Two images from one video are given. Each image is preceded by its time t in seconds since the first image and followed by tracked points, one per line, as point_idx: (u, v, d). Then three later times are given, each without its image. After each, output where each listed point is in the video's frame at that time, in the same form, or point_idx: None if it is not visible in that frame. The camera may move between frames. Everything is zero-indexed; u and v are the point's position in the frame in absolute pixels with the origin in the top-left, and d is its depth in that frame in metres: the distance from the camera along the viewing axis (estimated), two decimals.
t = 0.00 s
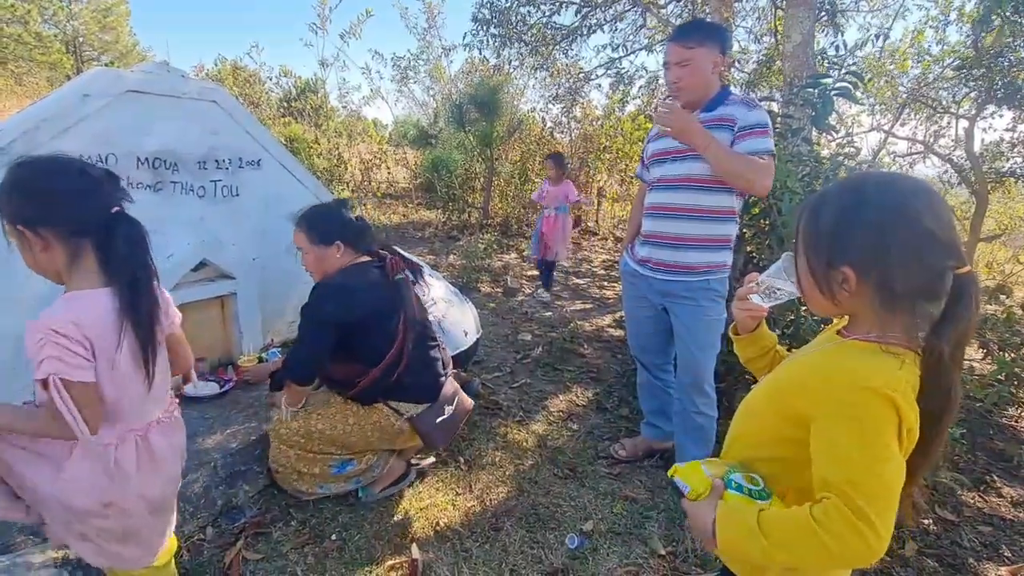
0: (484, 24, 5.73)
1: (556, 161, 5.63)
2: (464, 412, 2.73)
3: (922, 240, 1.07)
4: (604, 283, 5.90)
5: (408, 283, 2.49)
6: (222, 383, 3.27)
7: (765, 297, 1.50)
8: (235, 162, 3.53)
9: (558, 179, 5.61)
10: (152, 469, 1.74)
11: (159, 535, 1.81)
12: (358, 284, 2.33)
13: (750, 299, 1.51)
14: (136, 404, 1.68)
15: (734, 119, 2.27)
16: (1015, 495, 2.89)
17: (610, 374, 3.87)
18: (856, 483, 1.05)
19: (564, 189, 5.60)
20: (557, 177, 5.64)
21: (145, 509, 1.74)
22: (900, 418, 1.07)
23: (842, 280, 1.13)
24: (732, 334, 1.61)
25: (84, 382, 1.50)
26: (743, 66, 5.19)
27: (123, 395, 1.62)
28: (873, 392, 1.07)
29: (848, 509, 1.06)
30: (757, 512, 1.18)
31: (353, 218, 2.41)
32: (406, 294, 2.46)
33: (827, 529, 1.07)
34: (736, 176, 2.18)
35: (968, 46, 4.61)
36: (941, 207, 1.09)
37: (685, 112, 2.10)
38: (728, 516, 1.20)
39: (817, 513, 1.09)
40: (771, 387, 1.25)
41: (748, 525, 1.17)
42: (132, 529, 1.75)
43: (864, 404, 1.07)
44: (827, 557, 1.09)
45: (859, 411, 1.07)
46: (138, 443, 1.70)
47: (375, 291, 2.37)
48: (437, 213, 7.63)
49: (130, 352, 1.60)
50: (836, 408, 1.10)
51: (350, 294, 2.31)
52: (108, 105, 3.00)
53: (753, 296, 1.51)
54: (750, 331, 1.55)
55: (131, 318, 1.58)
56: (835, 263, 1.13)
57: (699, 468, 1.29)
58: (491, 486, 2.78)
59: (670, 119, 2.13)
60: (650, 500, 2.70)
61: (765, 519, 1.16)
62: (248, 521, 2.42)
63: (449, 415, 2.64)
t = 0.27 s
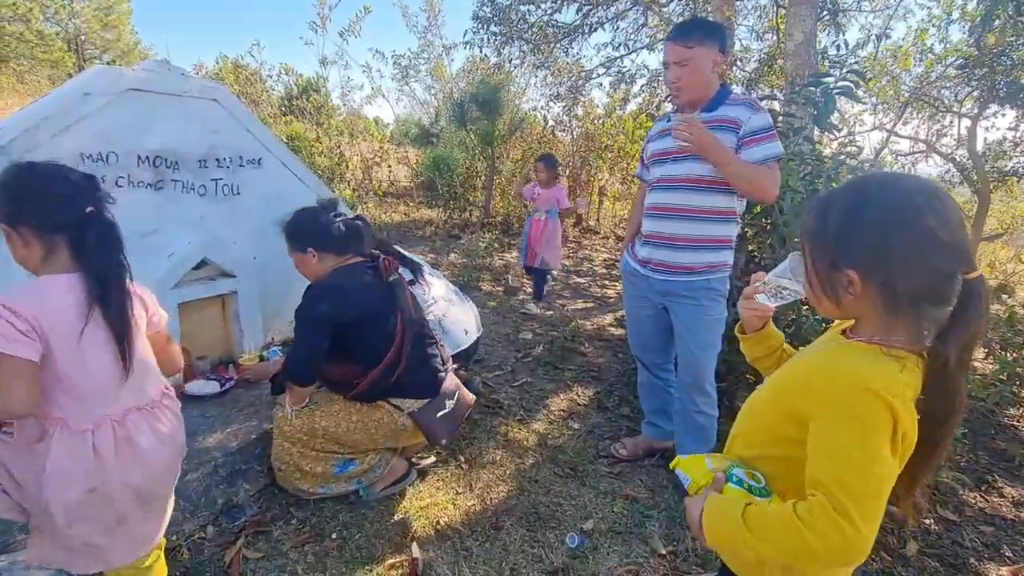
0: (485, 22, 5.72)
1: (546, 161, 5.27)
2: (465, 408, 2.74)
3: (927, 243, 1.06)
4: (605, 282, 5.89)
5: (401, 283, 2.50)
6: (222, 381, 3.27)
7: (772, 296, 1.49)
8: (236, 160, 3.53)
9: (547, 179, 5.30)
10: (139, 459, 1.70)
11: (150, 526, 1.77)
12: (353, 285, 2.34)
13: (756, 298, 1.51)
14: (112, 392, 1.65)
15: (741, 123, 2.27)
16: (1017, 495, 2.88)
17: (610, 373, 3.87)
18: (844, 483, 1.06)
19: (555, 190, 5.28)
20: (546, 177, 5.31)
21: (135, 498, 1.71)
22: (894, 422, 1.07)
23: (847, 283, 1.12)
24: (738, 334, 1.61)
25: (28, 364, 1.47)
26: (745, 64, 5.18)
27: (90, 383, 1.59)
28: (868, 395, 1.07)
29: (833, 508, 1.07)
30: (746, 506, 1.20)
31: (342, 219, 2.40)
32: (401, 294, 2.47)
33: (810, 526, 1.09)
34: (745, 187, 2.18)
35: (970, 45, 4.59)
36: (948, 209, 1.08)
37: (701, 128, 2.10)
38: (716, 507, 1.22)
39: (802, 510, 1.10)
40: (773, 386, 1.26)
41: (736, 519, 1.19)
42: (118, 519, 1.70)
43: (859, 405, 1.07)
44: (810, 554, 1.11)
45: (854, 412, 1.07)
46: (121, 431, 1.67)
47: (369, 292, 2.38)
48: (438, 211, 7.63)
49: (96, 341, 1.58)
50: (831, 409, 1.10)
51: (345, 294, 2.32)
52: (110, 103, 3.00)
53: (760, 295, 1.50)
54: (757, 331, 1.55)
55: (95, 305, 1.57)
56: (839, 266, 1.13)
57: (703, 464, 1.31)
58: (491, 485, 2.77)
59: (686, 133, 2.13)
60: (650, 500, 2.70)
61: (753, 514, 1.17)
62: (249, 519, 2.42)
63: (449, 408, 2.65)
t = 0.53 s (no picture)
0: (489, 21, 5.72)
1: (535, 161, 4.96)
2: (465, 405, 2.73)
3: (935, 243, 1.06)
4: (607, 282, 5.89)
5: (399, 280, 2.49)
6: (226, 377, 3.27)
7: (786, 292, 1.49)
8: (241, 157, 3.53)
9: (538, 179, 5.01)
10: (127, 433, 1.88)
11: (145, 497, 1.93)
12: (350, 281, 2.33)
13: (771, 293, 1.51)
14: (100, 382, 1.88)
15: (748, 124, 2.26)
16: (1019, 497, 2.88)
17: (613, 373, 3.87)
18: (833, 471, 1.09)
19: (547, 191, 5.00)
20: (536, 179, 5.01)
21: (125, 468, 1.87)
22: (888, 415, 1.09)
23: (854, 282, 1.13)
24: (753, 328, 1.61)
25: (13, 359, 1.72)
26: (749, 65, 5.18)
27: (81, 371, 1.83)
28: (863, 388, 1.09)
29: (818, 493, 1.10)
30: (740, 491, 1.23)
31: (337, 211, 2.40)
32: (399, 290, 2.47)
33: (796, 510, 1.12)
34: (758, 193, 2.19)
35: (975, 47, 4.59)
36: (958, 209, 1.08)
37: (724, 136, 2.06)
38: (711, 493, 1.26)
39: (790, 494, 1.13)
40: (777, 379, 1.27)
41: (728, 503, 1.22)
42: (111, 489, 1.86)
43: (854, 397, 1.09)
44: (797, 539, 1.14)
45: (847, 404, 1.09)
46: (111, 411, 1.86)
47: (369, 288, 2.37)
48: (441, 210, 7.64)
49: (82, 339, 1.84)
50: (827, 400, 1.12)
51: (344, 292, 2.31)
52: (115, 99, 3.01)
53: (774, 290, 1.50)
54: (772, 326, 1.55)
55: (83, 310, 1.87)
56: (846, 265, 1.13)
57: (718, 463, 1.29)
58: (494, 483, 2.78)
59: (707, 139, 2.08)
60: (652, 499, 2.70)
61: (746, 499, 1.20)
62: (252, 515, 2.43)
63: (445, 405, 2.63)
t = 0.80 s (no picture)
0: (495, 21, 5.72)
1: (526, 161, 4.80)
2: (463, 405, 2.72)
3: (939, 245, 1.06)
4: (611, 282, 5.88)
5: (402, 281, 2.49)
6: (230, 375, 3.29)
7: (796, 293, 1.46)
8: (247, 156, 3.54)
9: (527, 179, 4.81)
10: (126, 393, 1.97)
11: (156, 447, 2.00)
12: (348, 280, 2.31)
13: (782, 294, 1.50)
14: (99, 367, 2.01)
15: (756, 126, 2.26)
16: None
17: (616, 373, 3.87)
18: (828, 470, 1.09)
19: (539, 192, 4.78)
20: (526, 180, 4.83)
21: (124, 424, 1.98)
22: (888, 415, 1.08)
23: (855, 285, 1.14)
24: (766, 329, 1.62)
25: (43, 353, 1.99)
26: (754, 65, 5.16)
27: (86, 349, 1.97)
28: (862, 388, 1.09)
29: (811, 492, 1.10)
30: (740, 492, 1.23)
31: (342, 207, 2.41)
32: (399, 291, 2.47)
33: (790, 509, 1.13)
34: (769, 195, 2.21)
35: (983, 49, 4.57)
36: (963, 211, 1.07)
37: (744, 135, 2.05)
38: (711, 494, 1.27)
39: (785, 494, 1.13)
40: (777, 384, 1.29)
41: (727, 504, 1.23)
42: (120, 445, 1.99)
43: (851, 397, 1.09)
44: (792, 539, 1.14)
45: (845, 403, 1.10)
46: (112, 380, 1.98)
47: (374, 288, 2.38)
48: (445, 210, 7.64)
49: (86, 332, 1.98)
50: (825, 401, 1.13)
51: (348, 293, 2.30)
52: (122, 97, 3.02)
53: (784, 291, 1.48)
54: (783, 328, 1.56)
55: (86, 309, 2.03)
56: (848, 268, 1.14)
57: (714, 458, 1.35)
58: (496, 482, 2.78)
59: (726, 136, 2.07)
60: (655, 500, 2.70)
61: (742, 500, 1.21)
62: (255, 513, 2.47)
63: (445, 408, 2.63)
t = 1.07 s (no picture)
0: (497, 20, 5.72)
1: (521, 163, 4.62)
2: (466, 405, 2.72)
3: (941, 245, 1.05)
4: (613, 282, 5.87)
5: (409, 282, 2.48)
6: (232, 373, 3.29)
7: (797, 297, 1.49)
8: (249, 155, 3.54)
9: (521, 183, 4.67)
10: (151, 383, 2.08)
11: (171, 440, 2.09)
12: (353, 281, 2.31)
13: (780, 298, 1.51)
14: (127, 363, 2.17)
15: (759, 126, 2.26)
16: None
17: (618, 373, 3.86)
18: (835, 474, 1.08)
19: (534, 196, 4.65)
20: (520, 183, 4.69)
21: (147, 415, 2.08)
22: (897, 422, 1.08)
23: (858, 287, 1.13)
24: (767, 334, 1.61)
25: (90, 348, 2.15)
26: (757, 64, 5.15)
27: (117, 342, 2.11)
28: (873, 393, 1.08)
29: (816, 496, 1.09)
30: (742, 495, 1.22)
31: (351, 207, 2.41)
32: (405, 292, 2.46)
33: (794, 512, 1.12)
34: (772, 196, 2.21)
35: (987, 48, 4.55)
36: (964, 211, 1.06)
37: (749, 134, 2.04)
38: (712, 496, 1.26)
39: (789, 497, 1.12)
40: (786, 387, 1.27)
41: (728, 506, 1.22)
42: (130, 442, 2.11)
43: (860, 402, 1.09)
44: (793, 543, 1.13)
45: (855, 407, 1.09)
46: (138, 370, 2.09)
47: (379, 289, 2.37)
48: (447, 209, 7.64)
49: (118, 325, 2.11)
50: (833, 404, 1.12)
51: (352, 293, 2.30)
52: (125, 96, 3.01)
53: (783, 296, 1.50)
54: (784, 331, 1.55)
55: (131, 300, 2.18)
56: (850, 269, 1.13)
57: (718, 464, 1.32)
58: (497, 482, 2.78)
59: (731, 136, 2.07)
60: (656, 500, 2.69)
61: (744, 503, 1.20)
62: (257, 511, 2.45)
63: (450, 410, 2.64)
